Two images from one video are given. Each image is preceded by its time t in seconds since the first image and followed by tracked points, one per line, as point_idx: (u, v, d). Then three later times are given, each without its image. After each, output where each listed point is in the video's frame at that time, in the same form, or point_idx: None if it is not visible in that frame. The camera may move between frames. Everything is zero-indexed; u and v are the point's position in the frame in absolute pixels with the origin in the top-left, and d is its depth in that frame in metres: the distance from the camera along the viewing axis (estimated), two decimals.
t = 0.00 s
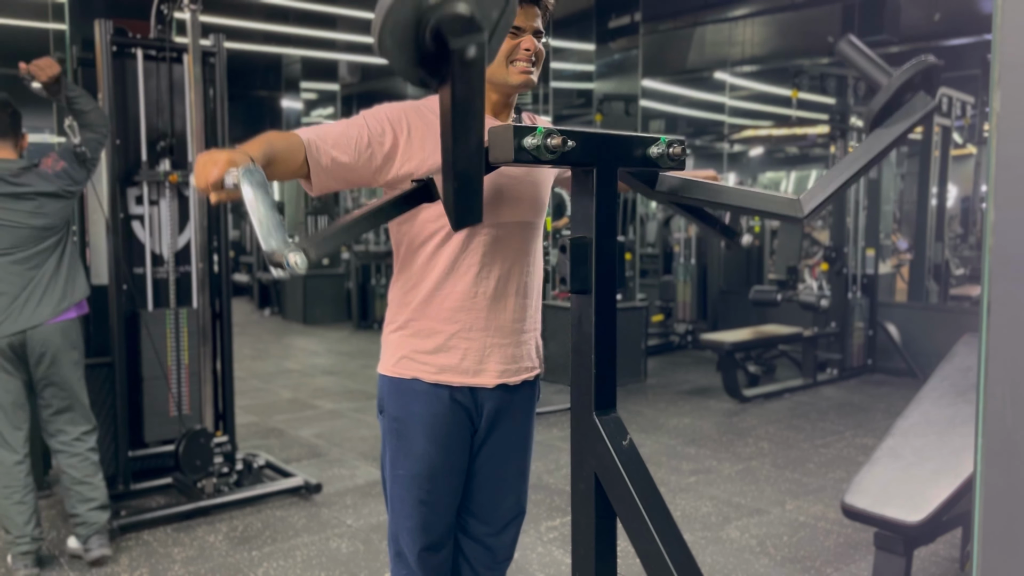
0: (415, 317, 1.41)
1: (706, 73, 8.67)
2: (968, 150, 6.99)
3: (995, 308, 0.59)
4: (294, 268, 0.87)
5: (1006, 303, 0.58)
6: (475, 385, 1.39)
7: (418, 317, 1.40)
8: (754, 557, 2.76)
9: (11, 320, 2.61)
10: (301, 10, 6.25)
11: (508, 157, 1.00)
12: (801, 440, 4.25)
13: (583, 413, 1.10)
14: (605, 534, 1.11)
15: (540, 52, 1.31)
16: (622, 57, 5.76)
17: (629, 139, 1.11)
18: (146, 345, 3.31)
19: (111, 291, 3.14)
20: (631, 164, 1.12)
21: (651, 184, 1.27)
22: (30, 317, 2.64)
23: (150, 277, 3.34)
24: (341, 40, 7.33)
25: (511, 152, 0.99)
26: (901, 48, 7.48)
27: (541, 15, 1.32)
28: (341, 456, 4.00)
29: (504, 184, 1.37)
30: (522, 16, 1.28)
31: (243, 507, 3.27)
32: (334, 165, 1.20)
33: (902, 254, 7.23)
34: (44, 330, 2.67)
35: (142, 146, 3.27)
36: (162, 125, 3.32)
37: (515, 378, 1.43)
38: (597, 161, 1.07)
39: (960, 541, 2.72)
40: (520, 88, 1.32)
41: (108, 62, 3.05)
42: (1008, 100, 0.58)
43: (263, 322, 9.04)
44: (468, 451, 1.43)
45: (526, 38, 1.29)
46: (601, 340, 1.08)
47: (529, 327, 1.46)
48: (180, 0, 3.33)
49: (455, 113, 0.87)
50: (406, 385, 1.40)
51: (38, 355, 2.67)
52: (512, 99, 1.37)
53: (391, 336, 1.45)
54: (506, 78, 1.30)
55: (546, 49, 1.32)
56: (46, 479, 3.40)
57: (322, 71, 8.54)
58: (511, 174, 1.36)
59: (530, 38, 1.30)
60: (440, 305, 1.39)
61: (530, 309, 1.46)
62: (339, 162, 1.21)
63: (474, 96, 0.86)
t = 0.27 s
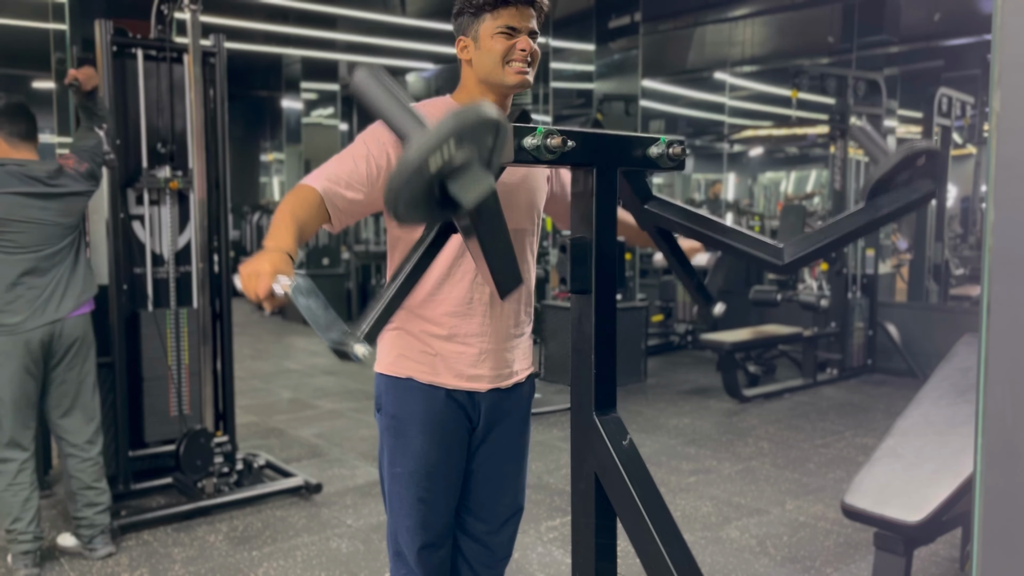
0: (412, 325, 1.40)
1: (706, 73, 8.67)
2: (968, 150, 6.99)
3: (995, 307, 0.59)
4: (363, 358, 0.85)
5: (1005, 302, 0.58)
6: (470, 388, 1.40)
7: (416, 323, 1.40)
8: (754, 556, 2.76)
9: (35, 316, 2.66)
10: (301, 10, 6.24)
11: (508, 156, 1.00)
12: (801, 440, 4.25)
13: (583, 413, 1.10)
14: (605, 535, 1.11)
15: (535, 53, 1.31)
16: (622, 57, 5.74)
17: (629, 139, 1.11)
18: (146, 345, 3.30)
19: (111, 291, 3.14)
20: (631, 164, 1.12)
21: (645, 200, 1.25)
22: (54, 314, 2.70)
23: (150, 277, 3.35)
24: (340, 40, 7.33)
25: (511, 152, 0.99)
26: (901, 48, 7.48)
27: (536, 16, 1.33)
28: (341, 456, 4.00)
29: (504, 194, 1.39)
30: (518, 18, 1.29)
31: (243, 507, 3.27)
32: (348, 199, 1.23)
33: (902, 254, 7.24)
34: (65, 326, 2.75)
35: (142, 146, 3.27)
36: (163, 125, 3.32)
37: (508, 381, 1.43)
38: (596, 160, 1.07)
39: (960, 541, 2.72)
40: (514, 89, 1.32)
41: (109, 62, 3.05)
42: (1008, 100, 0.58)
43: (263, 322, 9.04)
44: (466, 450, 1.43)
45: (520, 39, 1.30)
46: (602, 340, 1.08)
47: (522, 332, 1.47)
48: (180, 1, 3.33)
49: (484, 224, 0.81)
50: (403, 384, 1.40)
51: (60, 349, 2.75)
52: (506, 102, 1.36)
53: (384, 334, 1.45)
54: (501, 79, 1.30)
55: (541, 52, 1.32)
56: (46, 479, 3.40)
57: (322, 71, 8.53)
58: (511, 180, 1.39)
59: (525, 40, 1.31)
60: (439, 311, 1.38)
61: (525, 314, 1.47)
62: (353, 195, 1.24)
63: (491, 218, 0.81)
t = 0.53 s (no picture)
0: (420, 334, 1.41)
1: (706, 73, 8.67)
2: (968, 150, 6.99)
3: (994, 307, 0.59)
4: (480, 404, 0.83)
5: (1007, 302, 0.58)
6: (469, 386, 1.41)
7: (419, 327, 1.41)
8: (753, 556, 2.76)
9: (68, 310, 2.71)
10: (301, 10, 6.24)
11: (508, 157, 1.01)
12: (801, 440, 4.25)
13: (585, 413, 1.10)
14: (606, 535, 1.12)
15: (535, 54, 1.32)
16: (623, 57, 5.79)
17: (629, 139, 1.11)
18: (146, 346, 3.30)
19: (111, 291, 3.14)
20: (631, 164, 1.12)
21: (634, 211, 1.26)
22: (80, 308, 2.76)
23: (150, 277, 3.34)
24: (340, 40, 7.33)
25: (511, 152, 1.00)
26: (901, 48, 7.49)
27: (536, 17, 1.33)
28: (341, 456, 4.00)
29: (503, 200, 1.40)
30: (517, 18, 1.29)
31: (244, 507, 3.27)
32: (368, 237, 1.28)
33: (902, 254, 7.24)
34: (90, 320, 2.81)
35: (143, 146, 3.28)
36: (163, 125, 3.33)
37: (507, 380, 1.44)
38: (596, 160, 1.07)
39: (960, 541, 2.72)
40: (515, 89, 1.32)
41: (109, 62, 3.05)
42: (1008, 101, 0.58)
43: (263, 322, 9.04)
44: (465, 449, 1.44)
45: (521, 40, 1.30)
46: (602, 339, 1.08)
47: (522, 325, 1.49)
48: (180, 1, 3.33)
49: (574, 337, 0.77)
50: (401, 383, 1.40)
51: (83, 342, 2.81)
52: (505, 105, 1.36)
53: (382, 334, 1.45)
54: (503, 79, 1.31)
55: (541, 51, 1.33)
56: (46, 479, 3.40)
57: (322, 71, 8.52)
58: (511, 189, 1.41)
59: (526, 40, 1.31)
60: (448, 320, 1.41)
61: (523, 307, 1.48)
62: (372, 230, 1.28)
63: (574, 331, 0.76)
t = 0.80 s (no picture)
0: (430, 343, 1.44)
1: (706, 73, 8.67)
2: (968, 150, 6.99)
3: (994, 308, 0.59)
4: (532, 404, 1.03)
5: (1006, 303, 0.59)
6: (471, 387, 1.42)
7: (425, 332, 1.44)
8: (753, 556, 2.76)
9: (75, 307, 2.74)
10: (301, 10, 6.24)
11: (508, 158, 1.02)
12: (801, 440, 4.25)
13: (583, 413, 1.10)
14: (606, 535, 1.12)
15: (540, 63, 1.31)
16: (622, 57, 5.74)
17: (628, 140, 1.12)
18: (145, 346, 3.30)
19: (111, 290, 3.14)
20: (631, 165, 1.12)
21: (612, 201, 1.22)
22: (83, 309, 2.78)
23: (150, 277, 3.35)
24: (340, 40, 7.32)
25: (511, 153, 1.01)
26: (901, 48, 7.48)
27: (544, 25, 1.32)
28: (341, 456, 4.00)
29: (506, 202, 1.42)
30: (526, 27, 1.28)
31: (244, 507, 3.27)
32: (385, 255, 1.30)
33: (902, 254, 7.24)
34: (92, 318, 2.83)
35: (143, 146, 3.28)
36: (163, 125, 3.33)
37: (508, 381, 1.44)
38: (596, 161, 1.07)
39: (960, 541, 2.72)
40: (517, 98, 1.32)
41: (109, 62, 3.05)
42: (1008, 101, 0.58)
43: (263, 322, 9.05)
44: (465, 447, 1.44)
45: (526, 49, 1.29)
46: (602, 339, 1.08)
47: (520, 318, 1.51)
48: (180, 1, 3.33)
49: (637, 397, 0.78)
50: (400, 381, 1.41)
51: (83, 342, 2.81)
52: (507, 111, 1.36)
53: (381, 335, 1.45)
54: (504, 87, 1.30)
55: (546, 60, 1.32)
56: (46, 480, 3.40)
57: (322, 71, 8.51)
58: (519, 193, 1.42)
59: (531, 49, 1.30)
60: (456, 327, 1.43)
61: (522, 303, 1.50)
62: (387, 248, 1.30)
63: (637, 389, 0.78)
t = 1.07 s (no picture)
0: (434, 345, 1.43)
1: (706, 73, 8.66)
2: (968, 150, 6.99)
3: (995, 308, 0.59)
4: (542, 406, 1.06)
5: (1005, 304, 0.58)
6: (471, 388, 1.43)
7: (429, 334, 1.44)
8: (753, 556, 2.76)
9: (72, 309, 2.74)
10: (301, 10, 6.24)
11: (507, 157, 1.01)
12: (801, 440, 4.25)
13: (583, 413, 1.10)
14: (607, 535, 1.11)
15: (535, 104, 1.31)
16: (622, 57, 5.73)
17: (628, 139, 1.11)
18: (145, 346, 3.30)
19: (111, 290, 3.14)
20: (631, 164, 1.12)
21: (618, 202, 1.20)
22: (80, 310, 2.78)
23: (150, 277, 3.34)
24: (340, 40, 7.32)
25: (511, 153, 1.00)
26: (901, 48, 7.48)
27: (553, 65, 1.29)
28: (341, 456, 4.00)
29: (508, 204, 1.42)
30: (531, 70, 1.26)
31: (243, 507, 3.27)
32: (388, 257, 1.30)
33: (901, 253, 7.25)
34: (88, 319, 2.83)
35: (143, 146, 3.28)
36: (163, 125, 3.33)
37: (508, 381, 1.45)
38: (596, 161, 1.07)
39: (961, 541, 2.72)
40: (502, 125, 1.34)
41: (109, 62, 3.05)
42: (1008, 101, 0.58)
43: (263, 322, 9.05)
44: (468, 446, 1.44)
45: (524, 90, 1.28)
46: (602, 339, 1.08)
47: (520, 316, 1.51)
48: (180, 1, 3.34)
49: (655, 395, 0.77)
50: (402, 381, 1.41)
51: (80, 342, 2.81)
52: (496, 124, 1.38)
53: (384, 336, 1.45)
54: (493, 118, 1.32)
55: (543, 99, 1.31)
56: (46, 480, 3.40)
57: (322, 71, 8.50)
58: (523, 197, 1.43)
59: (531, 91, 1.29)
60: (459, 328, 1.43)
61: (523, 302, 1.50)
62: (390, 249, 1.31)
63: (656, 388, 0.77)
